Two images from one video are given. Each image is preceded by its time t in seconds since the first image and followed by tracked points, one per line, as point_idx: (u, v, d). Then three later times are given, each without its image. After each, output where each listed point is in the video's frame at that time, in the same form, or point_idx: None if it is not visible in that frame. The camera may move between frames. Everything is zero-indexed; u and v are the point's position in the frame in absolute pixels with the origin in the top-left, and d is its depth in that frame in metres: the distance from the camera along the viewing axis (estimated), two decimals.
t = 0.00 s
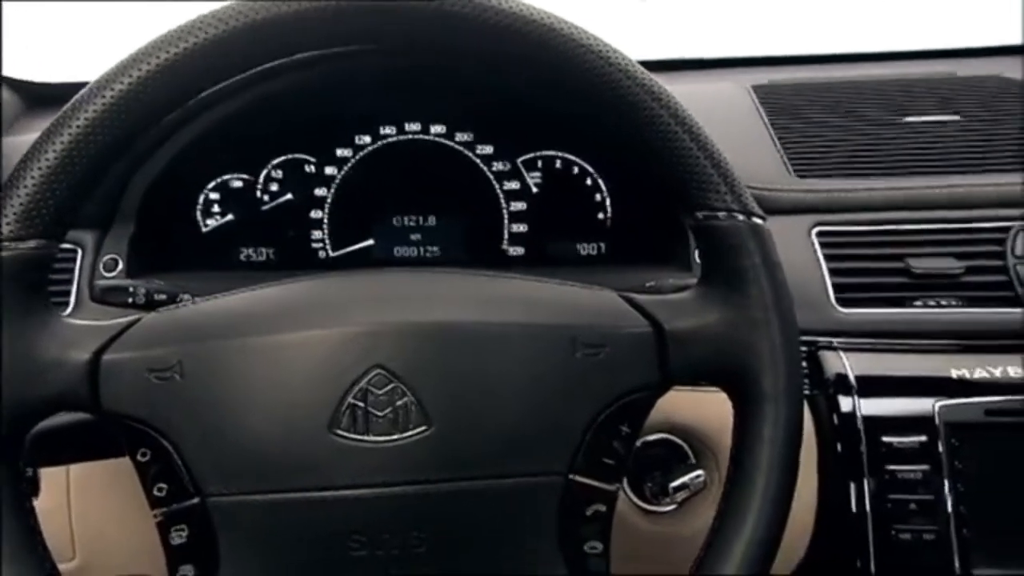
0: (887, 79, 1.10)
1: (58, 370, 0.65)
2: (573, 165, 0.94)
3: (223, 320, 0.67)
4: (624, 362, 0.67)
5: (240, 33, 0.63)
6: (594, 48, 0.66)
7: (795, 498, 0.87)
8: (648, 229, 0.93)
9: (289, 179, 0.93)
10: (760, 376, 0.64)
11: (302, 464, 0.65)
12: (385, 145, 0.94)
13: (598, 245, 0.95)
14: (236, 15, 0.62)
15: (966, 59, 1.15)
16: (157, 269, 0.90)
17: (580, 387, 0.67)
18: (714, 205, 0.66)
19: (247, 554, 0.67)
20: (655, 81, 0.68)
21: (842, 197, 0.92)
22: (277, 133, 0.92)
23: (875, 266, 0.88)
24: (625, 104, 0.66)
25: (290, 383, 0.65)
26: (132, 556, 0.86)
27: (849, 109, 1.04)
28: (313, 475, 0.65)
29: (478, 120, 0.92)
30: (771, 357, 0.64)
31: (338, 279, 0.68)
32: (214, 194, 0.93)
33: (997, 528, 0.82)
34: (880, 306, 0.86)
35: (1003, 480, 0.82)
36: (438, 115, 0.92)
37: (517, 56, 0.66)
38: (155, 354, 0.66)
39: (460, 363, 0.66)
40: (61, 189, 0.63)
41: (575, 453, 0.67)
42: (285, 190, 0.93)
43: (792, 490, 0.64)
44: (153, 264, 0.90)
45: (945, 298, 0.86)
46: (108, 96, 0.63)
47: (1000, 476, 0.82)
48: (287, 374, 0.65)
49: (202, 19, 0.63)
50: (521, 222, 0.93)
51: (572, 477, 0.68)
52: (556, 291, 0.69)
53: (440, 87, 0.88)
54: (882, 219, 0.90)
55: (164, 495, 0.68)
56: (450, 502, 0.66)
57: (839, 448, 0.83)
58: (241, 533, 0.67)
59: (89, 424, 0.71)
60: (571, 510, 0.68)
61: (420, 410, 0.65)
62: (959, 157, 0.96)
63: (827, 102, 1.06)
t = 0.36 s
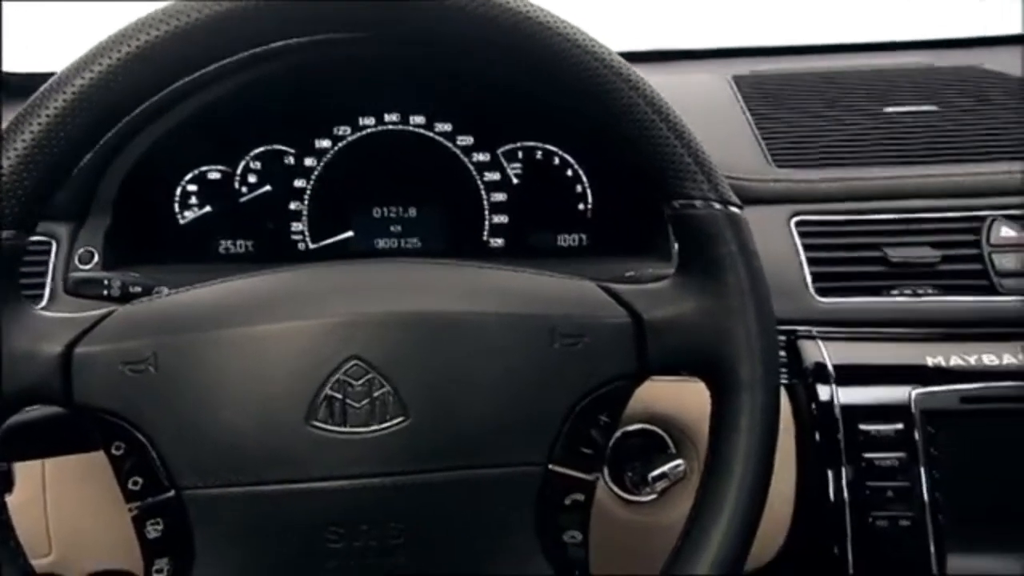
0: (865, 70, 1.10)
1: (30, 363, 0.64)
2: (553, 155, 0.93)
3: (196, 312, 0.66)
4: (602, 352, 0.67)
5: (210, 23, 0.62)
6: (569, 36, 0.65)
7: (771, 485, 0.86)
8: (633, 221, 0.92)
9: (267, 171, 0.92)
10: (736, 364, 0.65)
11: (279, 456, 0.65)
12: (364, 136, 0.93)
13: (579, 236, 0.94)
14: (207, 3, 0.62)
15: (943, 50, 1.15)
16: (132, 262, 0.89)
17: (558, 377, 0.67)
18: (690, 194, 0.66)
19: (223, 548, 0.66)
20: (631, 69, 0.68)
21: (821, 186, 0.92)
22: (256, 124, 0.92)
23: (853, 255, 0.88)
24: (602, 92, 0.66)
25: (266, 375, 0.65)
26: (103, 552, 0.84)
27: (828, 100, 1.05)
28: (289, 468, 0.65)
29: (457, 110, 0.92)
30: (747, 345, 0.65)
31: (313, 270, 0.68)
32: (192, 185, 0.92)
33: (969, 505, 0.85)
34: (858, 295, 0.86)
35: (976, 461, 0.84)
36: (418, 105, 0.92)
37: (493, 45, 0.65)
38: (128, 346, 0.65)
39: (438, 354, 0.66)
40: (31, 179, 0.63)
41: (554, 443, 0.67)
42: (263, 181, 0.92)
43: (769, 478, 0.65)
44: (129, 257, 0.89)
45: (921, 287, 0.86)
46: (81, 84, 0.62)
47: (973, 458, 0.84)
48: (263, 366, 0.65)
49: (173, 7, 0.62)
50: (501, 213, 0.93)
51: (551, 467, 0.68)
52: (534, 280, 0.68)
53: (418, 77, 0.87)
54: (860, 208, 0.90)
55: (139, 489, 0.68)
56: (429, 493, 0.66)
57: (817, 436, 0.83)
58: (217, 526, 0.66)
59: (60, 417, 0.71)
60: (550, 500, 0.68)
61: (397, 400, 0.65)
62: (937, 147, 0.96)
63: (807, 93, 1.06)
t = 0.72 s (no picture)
0: (845, 59, 1.10)
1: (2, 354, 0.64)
2: (534, 145, 0.92)
3: (170, 302, 0.66)
4: (579, 340, 0.67)
5: (181, 8, 0.62)
6: (546, 23, 0.65)
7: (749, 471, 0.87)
8: (609, 208, 0.92)
9: (244, 161, 0.91)
10: (713, 352, 0.65)
11: (254, 448, 0.64)
12: (343, 126, 0.92)
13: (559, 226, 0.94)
14: None
15: (923, 40, 1.16)
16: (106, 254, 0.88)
17: (536, 366, 0.67)
18: (667, 182, 0.66)
19: (199, 540, 0.66)
20: (609, 57, 0.68)
21: (799, 176, 0.93)
22: (230, 113, 0.91)
23: (831, 243, 0.88)
24: (579, 79, 0.66)
25: (241, 365, 0.64)
26: (81, 544, 0.84)
27: (807, 89, 1.05)
28: (265, 458, 0.64)
29: (437, 100, 0.91)
30: (724, 333, 0.65)
31: (288, 260, 0.67)
32: (167, 176, 0.91)
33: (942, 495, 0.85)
34: (837, 284, 0.87)
35: (947, 450, 0.84)
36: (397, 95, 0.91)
37: (468, 32, 0.65)
38: (101, 337, 0.65)
39: (415, 343, 0.65)
40: None
41: (532, 431, 0.67)
42: (241, 172, 0.91)
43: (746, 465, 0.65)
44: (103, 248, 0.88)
45: (897, 275, 0.87)
46: (48, 70, 0.62)
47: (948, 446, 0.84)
48: (238, 356, 0.64)
49: None
50: (481, 204, 0.92)
51: (529, 456, 0.67)
52: (511, 270, 0.68)
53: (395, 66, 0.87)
54: (837, 197, 0.91)
55: (114, 481, 0.68)
56: (406, 484, 0.65)
57: (795, 425, 0.83)
58: (194, 518, 0.66)
59: (35, 409, 0.69)
60: (528, 489, 0.68)
61: (374, 390, 0.65)
62: (915, 135, 0.97)
63: (787, 83, 1.07)
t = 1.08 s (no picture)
0: (825, 47, 1.10)
1: None
2: (514, 132, 0.92)
3: (143, 289, 0.65)
4: (557, 326, 0.67)
5: None
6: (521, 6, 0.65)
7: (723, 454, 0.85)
8: (590, 195, 0.91)
9: (221, 148, 0.90)
10: (691, 336, 0.65)
11: (230, 436, 0.64)
12: (320, 113, 0.92)
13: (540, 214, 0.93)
14: None
15: (902, 28, 1.16)
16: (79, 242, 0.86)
17: (513, 353, 0.66)
18: (645, 166, 0.67)
19: (174, 529, 0.65)
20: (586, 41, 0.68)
21: (778, 162, 0.93)
22: (205, 100, 0.90)
23: (810, 229, 0.88)
24: (554, 63, 0.66)
25: (215, 352, 0.64)
26: (57, 535, 0.83)
27: (788, 76, 1.05)
28: (241, 446, 0.64)
29: (415, 87, 0.91)
30: (701, 318, 0.65)
31: (263, 246, 0.66)
32: (142, 164, 0.90)
33: (917, 478, 0.84)
34: (816, 269, 0.87)
35: (923, 433, 0.84)
36: (376, 82, 0.91)
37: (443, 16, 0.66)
38: (72, 325, 0.64)
39: (392, 329, 0.65)
40: None
41: (511, 417, 0.67)
42: (217, 159, 0.90)
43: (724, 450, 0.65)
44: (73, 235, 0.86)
45: (876, 260, 0.87)
46: (13, 52, 0.68)
47: (923, 428, 0.84)
48: (213, 343, 0.64)
49: None
50: (461, 190, 0.92)
51: (507, 442, 0.67)
52: (489, 256, 0.68)
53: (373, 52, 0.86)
54: (815, 183, 0.91)
55: (86, 471, 0.67)
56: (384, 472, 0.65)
57: (775, 411, 0.83)
58: (170, 507, 0.65)
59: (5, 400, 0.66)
60: (507, 475, 0.68)
61: (350, 377, 0.64)
62: (894, 121, 0.97)
63: (767, 70, 1.06)
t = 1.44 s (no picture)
0: (806, 34, 1.10)
1: None
2: (493, 119, 0.91)
3: (114, 275, 0.64)
4: (533, 311, 0.66)
5: None
6: None
7: (702, 428, 0.85)
8: (568, 185, 0.91)
9: (197, 135, 0.89)
10: (667, 321, 0.65)
11: (203, 423, 0.63)
12: (297, 99, 0.91)
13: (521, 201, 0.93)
14: None
15: (883, 15, 1.16)
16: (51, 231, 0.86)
17: (491, 338, 0.66)
18: (621, 151, 0.66)
19: (149, 517, 0.65)
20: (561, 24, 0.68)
21: (757, 148, 0.93)
22: (180, 86, 0.89)
23: (788, 214, 0.89)
24: (529, 46, 0.66)
25: (188, 339, 0.63)
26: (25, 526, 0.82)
27: (769, 62, 1.04)
28: (216, 433, 0.63)
29: (394, 73, 0.90)
30: (678, 302, 0.65)
31: (237, 233, 0.66)
32: (117, 151, 0.89)
33: (893, 460, 0.84)
34: (794, 254, 0.87)
35: (899, 416, 0.84)
36: (353, 68, 0.90)
37: None
38: (43, 313, 0.64)
39: (368, 315, 0.64)
40: None
41: (488, 403, 0.66)
42: (193, 146, 0.89)
43: (701, 434, 0.65)
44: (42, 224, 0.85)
45: (854, 246, 0.87)
46: None
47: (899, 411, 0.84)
48: (186, 331, 0.63)
49: None
50: (441, 177, 0.92)
51: (485, 428, 0.67)
52: (465, 242, 0.67)
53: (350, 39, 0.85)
54: (794, 168, 0.91)
55: (58, 460, 0.66)
56: (360, 459, 0.65)
57: (753, 396, 0.84)
58: (145, 496, 0.64)
59: None
60: (485, 460, 0.67)
61: (326, 363, 0.64)
62: (874, 107, 0.96)
63: (748, 56, 1.06)
